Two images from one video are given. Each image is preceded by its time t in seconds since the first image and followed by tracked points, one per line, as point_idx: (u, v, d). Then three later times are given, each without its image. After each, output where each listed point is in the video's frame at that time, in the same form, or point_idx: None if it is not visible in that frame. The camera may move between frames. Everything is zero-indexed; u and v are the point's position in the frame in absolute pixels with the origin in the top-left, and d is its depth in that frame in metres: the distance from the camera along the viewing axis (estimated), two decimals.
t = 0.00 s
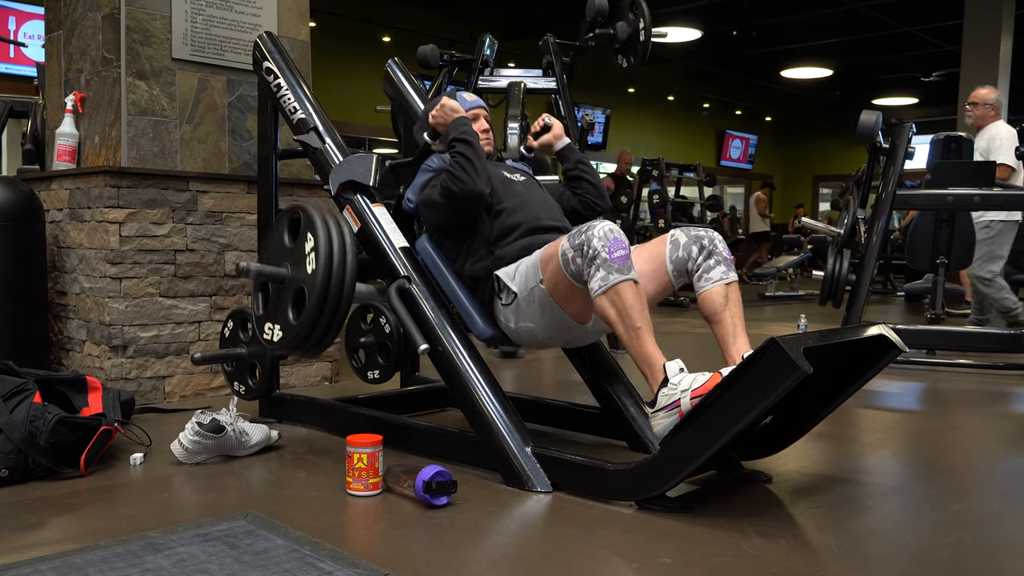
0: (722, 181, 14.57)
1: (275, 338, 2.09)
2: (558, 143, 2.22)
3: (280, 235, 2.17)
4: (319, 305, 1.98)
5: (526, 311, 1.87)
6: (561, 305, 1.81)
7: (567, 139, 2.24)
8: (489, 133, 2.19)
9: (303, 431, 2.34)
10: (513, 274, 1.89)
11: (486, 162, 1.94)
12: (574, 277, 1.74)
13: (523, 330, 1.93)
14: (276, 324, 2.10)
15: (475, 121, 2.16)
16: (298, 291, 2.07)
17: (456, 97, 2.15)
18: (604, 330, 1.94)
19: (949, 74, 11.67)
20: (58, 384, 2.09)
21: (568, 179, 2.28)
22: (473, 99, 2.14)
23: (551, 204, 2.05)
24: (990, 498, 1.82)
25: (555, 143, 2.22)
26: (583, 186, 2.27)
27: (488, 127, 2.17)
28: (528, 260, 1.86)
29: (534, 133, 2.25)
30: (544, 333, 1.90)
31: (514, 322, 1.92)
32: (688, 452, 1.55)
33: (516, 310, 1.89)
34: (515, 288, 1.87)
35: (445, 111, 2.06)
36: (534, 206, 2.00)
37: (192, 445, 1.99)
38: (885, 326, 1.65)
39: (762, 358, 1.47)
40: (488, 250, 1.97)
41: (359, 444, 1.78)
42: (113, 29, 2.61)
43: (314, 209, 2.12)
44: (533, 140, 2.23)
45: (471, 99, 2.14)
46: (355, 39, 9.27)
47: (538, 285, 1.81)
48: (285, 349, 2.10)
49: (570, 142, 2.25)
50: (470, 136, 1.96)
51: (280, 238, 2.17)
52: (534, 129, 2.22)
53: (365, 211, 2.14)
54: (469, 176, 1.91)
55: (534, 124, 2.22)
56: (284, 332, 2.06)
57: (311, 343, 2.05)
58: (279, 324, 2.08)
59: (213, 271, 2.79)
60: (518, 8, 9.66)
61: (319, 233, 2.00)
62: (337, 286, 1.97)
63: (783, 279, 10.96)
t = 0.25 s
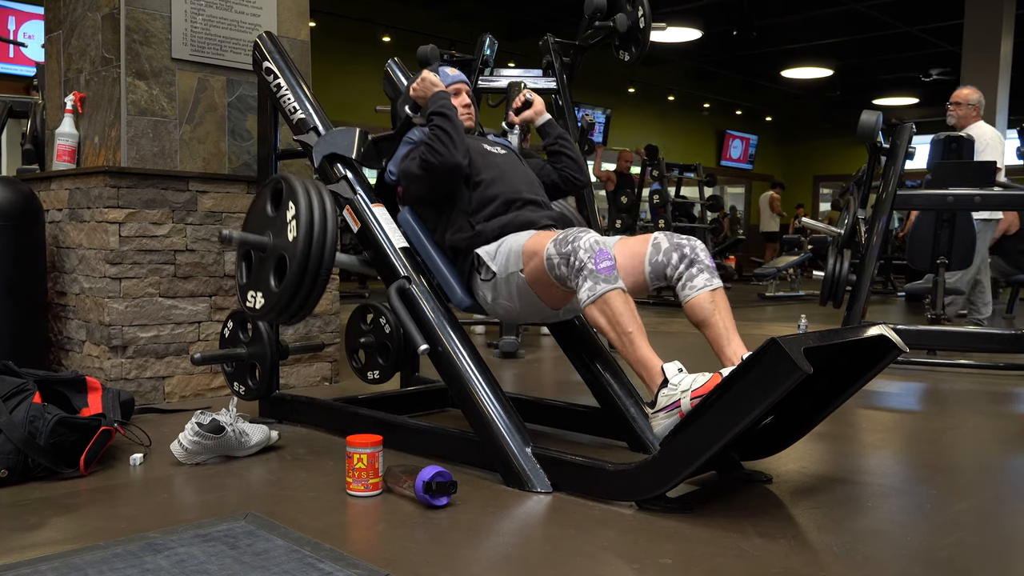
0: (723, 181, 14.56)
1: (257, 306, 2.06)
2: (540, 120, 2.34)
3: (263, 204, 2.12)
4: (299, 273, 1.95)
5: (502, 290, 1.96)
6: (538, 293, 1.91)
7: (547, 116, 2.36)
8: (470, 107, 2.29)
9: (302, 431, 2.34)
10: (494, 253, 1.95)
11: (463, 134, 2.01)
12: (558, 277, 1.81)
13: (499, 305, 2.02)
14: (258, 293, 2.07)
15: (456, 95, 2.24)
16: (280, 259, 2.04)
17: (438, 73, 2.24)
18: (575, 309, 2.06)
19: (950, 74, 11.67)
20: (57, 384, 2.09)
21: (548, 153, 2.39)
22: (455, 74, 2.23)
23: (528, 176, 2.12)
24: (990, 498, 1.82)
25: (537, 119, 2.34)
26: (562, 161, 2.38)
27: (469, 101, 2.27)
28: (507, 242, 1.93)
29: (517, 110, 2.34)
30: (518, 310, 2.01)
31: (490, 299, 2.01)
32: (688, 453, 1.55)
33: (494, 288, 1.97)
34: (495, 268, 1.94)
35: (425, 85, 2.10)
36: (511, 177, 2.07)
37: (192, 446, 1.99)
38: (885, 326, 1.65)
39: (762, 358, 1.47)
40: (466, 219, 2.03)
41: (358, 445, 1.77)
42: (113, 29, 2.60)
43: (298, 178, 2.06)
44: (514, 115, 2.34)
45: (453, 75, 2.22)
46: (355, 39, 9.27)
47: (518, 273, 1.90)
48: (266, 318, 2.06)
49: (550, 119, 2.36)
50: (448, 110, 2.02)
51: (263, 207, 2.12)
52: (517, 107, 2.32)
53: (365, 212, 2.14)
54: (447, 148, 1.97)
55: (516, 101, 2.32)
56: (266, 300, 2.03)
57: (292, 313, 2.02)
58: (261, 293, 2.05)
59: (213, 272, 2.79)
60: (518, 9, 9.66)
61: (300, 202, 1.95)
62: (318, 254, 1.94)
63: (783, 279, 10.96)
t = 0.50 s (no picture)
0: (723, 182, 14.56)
1: (237, 271, 2.10)
2: (519, 93, 2.41)
3: (244, 172, 2.16)
4: (278, 238, 1.99)
5: (481, 274, 1.98)
6: (515, 292, 1.94)
7: (528, 92, 2.43)
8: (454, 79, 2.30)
9: (301, 431, 2.34)
10: (477, 237, 1.96)
11: (436, 108, 2.03)
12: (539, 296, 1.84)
13: (476, 283, 2.04)
14: (239, 258, 2.11)
15: (438, 69, 2.24)
16: (260, 225, 2.08)
17: (421, 46, 2.20)
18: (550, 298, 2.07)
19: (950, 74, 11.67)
20: (57, 385, 2.09)
21: (528, 126, 2.44)
22: (438, 46, 2.20)
23: (506, 146, 2.16)
24: (991, 499, 1.81)
25: (516, 93, 2.42)
26: (542, 134, 2.43)
27: (451, 73, 2.28)
28: (491, 230, 1.94)
29: (497, 84, 2.41)
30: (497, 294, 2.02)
31: (468, 277, 2.04)
32: (689, 453, 1.55)
33: (475, 271, 2.00)
34: (478, 252, 1.95)
35: (404, 57, 2.13)
36: (488, 147, 2.11)
37: (192, 446, 1.98)
38: (885, 326, 1.65)
39: (762, 358, 1.47)
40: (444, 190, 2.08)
41: (358, 445, 1.77)
42: (112, 29, 2.60)
43: (278, 146, 2.11)
44: (495, 89, 2.43)
45: (436, 48, 2.20)
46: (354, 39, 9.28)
47: (501, 269, 1.91)
48: (245, 283, 2.11)
49: (530, 93, 2.43)
50: (423, 84, 2.05)
51: (244, 174, 2.16)
52: (497, 79, 2.40)
53: (365, 212, 2.14)
54: (421, 122, 1.99)
55: (495, 73, 2.40)
56: (245, 265, 2.07)
57: (270, 278, 2.07)
58: (241, 258, 2.09)
59: (212, 272, 2.78)
60: (519, 9, 9.66)
61: (281, 167, 2.00)
62: (298, 219, 1.98)
63: (784, 279, 10.95)
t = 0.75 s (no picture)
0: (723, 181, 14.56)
1: (236, 270, 2.10)
2: (516, 90, 2.44)
3: (243, 170, 2.16)
4: (277, 237, 1.98)
5: (479, 274, 1.99)
6: (512, 297, 1.95)
7: (526, 91, 2.44)
8: (452, 75, 2.28)
9: (301, 432, 2.34)
10: (476, 240, 1.96)
11: (433, 105, 2.03)
12: (536, 305, 1.84)
13: (474, 282, 2.04)
14: (238, 257, 2.11)
15: (438, 65, 2.25)
16: (259, 223, 2.08)
17: (419, 42, 2.21)
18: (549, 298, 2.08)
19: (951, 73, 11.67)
20: (56, 385, 2.08)
21: (525, 124, 2.44)
22: (436, 43, 2.21)
23: (503, 145, 2.16)
24: (991, 499, 1.81)
25: (514, 90, 2.44)
26: (539, 131, 2.42)
27: (450, 70, 2.27)
28: (489, 232, 1.94)
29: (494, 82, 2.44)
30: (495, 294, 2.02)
31: (467, 276, 2.04)
32: (689, 454, 1.55)
33: (474, 271, 2.00)
34: (477, 255, 1.95)
35: (402, 54, 2.17)
36: (486, 146, 2.11)
37: (191, 447, 1.98)
38: (885, 326, 1.65)
39: (762, 358, 1.47)
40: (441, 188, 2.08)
41: (358, 445, 1.77)
42: (112, 29, 2.60)
43: (277, 144, 2.11)
44: (494, 87, 2.46)
45: (434, 44, 2.21)
46: (354, 39, 9.28)
47: (499, 276, 1.91)
48: (244, 281, 2.10)
49: (527, 91, 2.43)
50: (419, 81, 2.04)
51: (243, 173, 2.16)
52: (495, 77, 2.44)
53: (365, 213, 2.14)
54: (417, 120, 1.99)
55: (494, 72, 2.44)
56: (244, 263, 2.07)
57: (268, 277, 2.06)
58: (240, 256, 2.09)
59: (212, 272, 2.78)
60: (519, 9, 9.67)
61: (279, 166, 1.99)
62: (296, 218, 1.98)
63: (784, 279, 10.95)
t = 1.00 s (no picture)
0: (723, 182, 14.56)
1: (236, 269, 2.10)
2: (516, 91, 2.43)
3: (243, 169, 2.16)
4: (276, 236, 1.98)
5: (478, 275, 1.98)
6: (512, 299, 1.94)
7: (528, 93, 2.43)
8: (452, 75, 2.28)
9: (301, 432, 2.34)
10: (475, 241, 1.96)
11: (434, 105, 2.02)
12: (535, 306, 1.84)
13: (474, 284, 2.04)
14: (238, 256, 2.11)
15: (438, 64, 2.24)
16: (259, 223, 2.07)
17: (419, 42, 2.21)
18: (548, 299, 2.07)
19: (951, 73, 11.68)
20: (56, 385, 2.08)
21: (525, 124, 2.44)
22: (436, 42, 2.21)
23: (503, 147, 2.16)
24: (992, 499, 1.81)
25: (514, 90, 2.44)
26: (538, 131, 2.42)
27: (451, 69, 2.26)
28: (489, 234, 1.94)
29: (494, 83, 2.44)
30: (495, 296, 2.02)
31: (467, 278, 2.04)
32: (689, 454, 1.55)
33: (473, 273, 2.00)
34: (477, 256, 1.95)
35: (402, 54, 2.17)
36: (486, 147, 2.10)
37: (191, 447, 1.98)
38: (886, 325, 1.64)
39: (762, 359, 1.46)
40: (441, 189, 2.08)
41: (358, 446, 1.76)
42: (112, 30, 2.60)
43: (276, 143, 2.10)
44: (494, 87, 2.47)
45: (433, 44, 2.20)
46: (354, 39, 9.29)
47: (500, 277, 1.91)
48: (244, 281, 2.10)
49: (527, 91, 2.43)
50: (419, 82, 2.04)
51: (243, 172, 2.16)
52: (494, 77, 2.44)
53: (365, 213, 2.14)
54: (418, 120, 1.99)
55: (494, 72, 2.45)
56: (244, 263, 2.07)
57: (268, 276, 2.06)
58: (240, 256, 2.09)
59: (212, 272, 2.78)
60: (519, 9, 9.67)
61: (279, 166, 1.99)
62: (296, 218, 1.98)
63: (784, 280, 10.95)
